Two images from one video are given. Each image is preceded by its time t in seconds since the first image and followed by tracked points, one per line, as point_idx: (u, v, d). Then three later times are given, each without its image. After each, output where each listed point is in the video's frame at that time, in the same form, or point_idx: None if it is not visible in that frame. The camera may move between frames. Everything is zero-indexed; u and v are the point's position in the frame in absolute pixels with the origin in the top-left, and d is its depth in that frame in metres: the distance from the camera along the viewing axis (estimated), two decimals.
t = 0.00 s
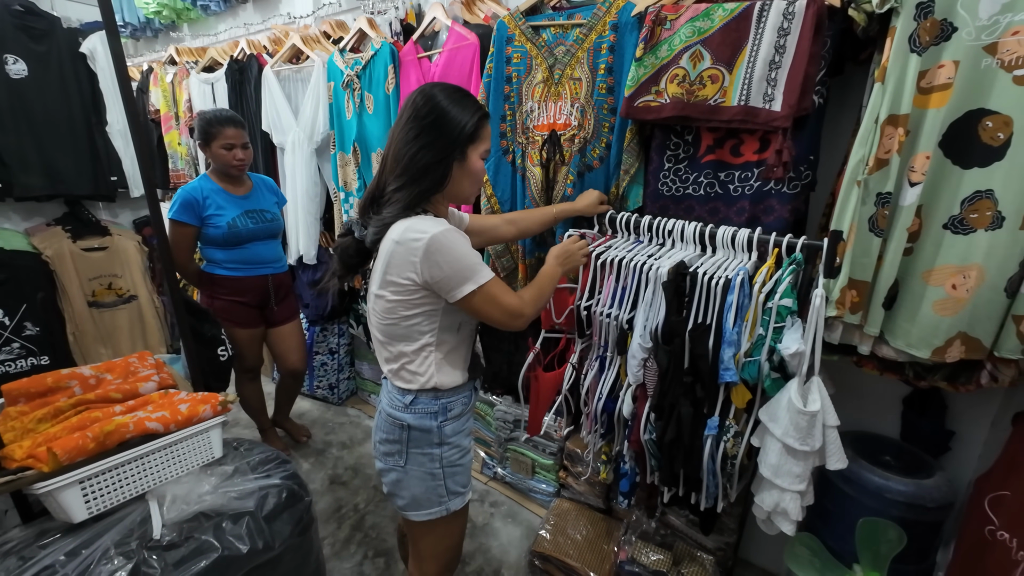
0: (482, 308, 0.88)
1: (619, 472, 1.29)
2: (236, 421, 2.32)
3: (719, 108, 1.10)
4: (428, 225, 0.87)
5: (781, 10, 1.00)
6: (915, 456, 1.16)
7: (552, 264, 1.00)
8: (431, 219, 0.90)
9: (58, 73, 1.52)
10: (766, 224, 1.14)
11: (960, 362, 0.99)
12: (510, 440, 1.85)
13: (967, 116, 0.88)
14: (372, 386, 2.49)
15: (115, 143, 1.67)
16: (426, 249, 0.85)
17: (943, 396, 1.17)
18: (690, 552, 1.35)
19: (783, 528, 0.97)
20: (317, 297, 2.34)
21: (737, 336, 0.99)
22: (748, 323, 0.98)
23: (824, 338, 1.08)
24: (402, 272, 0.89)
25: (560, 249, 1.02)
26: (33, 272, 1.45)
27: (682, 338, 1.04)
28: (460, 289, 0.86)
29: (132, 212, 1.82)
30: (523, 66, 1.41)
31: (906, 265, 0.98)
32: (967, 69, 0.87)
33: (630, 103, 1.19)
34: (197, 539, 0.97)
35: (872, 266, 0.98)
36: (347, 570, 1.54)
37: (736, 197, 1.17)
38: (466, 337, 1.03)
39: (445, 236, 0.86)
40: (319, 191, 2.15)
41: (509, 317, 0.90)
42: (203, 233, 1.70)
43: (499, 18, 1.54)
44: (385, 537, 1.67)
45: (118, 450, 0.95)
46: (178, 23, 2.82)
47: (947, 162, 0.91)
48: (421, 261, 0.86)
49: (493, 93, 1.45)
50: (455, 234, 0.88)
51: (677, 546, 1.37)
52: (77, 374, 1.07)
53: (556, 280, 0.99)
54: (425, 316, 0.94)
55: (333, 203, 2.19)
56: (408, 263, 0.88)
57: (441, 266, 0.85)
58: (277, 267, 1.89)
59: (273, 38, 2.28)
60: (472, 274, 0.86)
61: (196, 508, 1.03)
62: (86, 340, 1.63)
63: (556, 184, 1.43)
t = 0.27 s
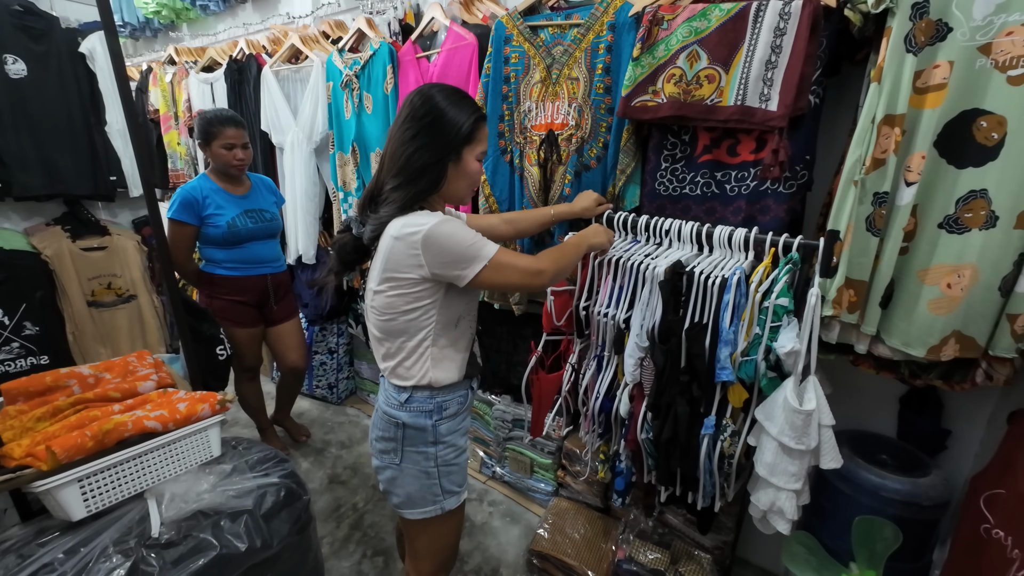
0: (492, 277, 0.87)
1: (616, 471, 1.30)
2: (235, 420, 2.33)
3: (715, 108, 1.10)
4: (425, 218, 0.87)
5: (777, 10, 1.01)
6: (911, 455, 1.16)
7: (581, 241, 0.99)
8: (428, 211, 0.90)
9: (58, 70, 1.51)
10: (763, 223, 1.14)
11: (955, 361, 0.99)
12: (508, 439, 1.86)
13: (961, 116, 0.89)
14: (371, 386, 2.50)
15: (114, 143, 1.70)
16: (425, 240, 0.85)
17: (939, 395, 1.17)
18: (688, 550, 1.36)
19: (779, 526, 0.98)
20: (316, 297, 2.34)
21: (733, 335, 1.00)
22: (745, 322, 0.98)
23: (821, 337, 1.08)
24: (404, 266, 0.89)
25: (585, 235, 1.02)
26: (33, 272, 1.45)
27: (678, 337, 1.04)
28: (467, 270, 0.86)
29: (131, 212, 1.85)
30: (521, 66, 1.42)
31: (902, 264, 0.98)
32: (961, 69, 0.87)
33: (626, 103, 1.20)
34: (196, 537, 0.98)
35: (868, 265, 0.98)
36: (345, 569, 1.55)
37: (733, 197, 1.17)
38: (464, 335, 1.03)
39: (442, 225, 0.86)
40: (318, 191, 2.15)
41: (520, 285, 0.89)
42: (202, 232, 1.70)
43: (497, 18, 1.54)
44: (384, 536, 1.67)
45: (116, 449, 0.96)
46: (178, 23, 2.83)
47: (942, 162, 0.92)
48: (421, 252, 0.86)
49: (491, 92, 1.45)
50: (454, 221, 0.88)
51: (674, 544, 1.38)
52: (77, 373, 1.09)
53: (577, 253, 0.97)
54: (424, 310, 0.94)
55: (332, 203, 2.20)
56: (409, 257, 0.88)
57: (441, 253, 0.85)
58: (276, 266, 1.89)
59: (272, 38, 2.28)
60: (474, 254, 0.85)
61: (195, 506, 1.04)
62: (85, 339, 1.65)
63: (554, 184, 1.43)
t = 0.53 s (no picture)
0: (494, 271, 0.88)
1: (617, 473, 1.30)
2: (235, 420, 2.33)
3: (713, 108, 1.11)
4: (427, 215, 0.88)
5: (774, 10, 1.01)
6: (909, 454, 1.17)
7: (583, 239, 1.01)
8: (429, 209, 0.91)
9: (57, 69, 1.51)
10: (761, 223, 1.15)
11: (953, 361, 0.99)
12: (507, 439, 1.86)
13: (958, 116, 0.89)
14: (371, 386, 2.50)
15: (114, 143, 1.69)
16: (429, 236, 0.86)
17: (936, 394, 1.18)
18: (686, 549, 1.36)
19: (778, 526, 0.98)
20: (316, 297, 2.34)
21: (732, 336, 1.00)
22: (744, 322, 0.99)
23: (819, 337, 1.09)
24: (408, 264, 0.90)
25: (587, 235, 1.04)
26: (32, 272, 1.48)
27: (677, 337, 1.04)
28: (472, 264, 0.87)
29: (131, 211, 1.88)
30: (520, 66, 1.42)
31: (900, 264, 0.98)
32: (958, 69, 0.87)
33: (625, 102, 1.20)
34: (195, 536, 0.98)
35: (866, 265, 0.99)
36: (345, 568, 1.55)
37: (731, 197, 1.18)
38: (464, 333, 1.04)
39: (445, 220, 0.87)
40: (318, 191, 2.15)
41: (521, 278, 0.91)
42: (200, 232, 1.70)
43: (495, 18, 1.55)
44: (383, 535, 1.68)
45: (115, 448, 0.96)
46: (177, 23, 2.83)
47: (940, 162, 0.92)
48: (425, 249, 0.87)
49: (490, 92, 1.45)
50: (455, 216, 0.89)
51: (673, 544, 1.38)
52: (76, 372, 1.09)
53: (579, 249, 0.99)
54: (427, 307, 0.94)
55: (331, 203, 2.20)
56: (413, 255, 0.89)
57: (446, 248, 0.86)
58: (274, 266, 1.90)
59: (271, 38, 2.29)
60: (478, 247, 0.86)
61: (194, 506, 1.04)
62: (84, 339, 1.66)
63: (553, 184, 1.43)
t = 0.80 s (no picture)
0: (491, 271, 0.89)
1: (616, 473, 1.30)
2: (235, 420, 2.33)
3: (713, 109, 1.11)
4: (423, 218, 0.89)
5: (774, 11, 1.01)
6: (908, 454, 1.17)
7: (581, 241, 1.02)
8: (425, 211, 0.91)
9: (57, 73, 1.51)
10: (760, 224, 1.15)
11: (952, 362, 1.00)
12: (507, 439, 1.86)
13: (957, 117, 0.89)
14: (371, 386, 2.50)
15: (114, 144, 1.70)
16: (426, 238, 0.86)
17: (935, 394, 1.18)
18: (686, 549, 1.36)
19: (778, 527, 0.98)
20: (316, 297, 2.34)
21: (732, 336, 1.00)
22: (743, 323, 0.99)
23: (819, 337, 1.09)
24: (405, 267, 0.90)
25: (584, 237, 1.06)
26: (32, 271, 1.47)
27: (678, 338, 1.05)
28: (470, 265, 0.88)
29: (131, 212, 1.87)
30: (520, 67, 1.42)
31: (899, 265, 0.99)
32: (957, 70, 0.88)
33: (625, 103, 1.20)
34: (196, 536, 0.98)
35: (865, 265, 0.99)
36: (345, 568, 1.55)
37: (730, 197, 1.18)
38: (464, 331, 1.04)
39: (442, 222, 0.88)
40: (318, 191, 2.15)
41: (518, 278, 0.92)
42: (197, 233, 1.70)
43: (495, 18, 1.55)
44: (384, 535, 1.68)
45: (116, 448, 0.96)
46: (177, 23, 2.83)
47: (939, 163, 0.92)
48: (422, 250, 0.87)
49: (490, 93, 1.45)
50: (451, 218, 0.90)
51: (673, 543, 1.38)
52: (77, 372, 1.09)
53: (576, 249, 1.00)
54: (426, 307, 0.95)
55: (331, 203, 2.20)
56: (410, 257, 0.89)
57: (443, 249, 0.86)
58: (273, 267, 1.90)
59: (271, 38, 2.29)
60: (475, 247, 0.87)
61: (194, 506, 1.04)
62: (85, 338, 1.66)
63: (553, 184, 1.43)
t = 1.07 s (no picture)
0: (483, 272, 0.87)
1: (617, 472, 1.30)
2: (235, 420, 2.33)
3: (713, 109, 1.11)
4: (415, 218, 0.89)
5: (774, 12, 1.01)
6: (908, 453, 1.17)
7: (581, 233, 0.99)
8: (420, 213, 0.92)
9: (57, 74, 1.53)
10: (760, 223, 1.15)
11: (951, 361, 1.00)
12: (508, 439, 1.86)
13: (957, 117, 0.90)
14: (371, 386, 2.50)
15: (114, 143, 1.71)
16: (415, 236, 0.86)
17: (935, 394, 1.18)
18: (686, 549, 1.36)
19: (779, 525, 0.99)
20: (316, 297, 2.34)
21: (733, 336, 1.01)
22: (744, 322, 0.99)
23: (819, 337, 1.09)
24: (397, 266, 0.90)
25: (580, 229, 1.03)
26: (32, 271, 1.45)
27: (679, 337, 1.05)
28: (458, 265, 0.86)
29: (131, 212, 1.83)
30: (520, 66, 1.42)
31: (899, 264, 0.99)
32: (956, 70, 0.88)
33: (625, 103, 1.20)
34: (197, 535, 0.98)
35: (865, 265, 0.99)
36: (346, 568, 1.55)
37: (731, 197, 1.18)
38: (461, 329, 1.04)
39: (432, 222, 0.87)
40: (318, 191, 2.16)
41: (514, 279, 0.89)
42: (197, 233, 1.70)
43: (495, 19, 1.55)
44: (385, 535, 1.68)
45: (118, 447, 0.96)
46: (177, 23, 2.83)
47: (938, 162, 0.93)
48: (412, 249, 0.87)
49: (491, 92, 1.45)
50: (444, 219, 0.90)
51: (673, 543, 1.39)
52: (78, 372, 1.09)
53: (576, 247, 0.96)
54: (421, 307, 0.94)
55: (332, 203, 2.21)
56: (401, 256, 0.89)
57: (431, 248, 0.86)
58: (274, 267, 1.90)
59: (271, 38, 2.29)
60: (464, 247, 0.85)
61: (196, 505, 1.04)
62: (85, 339, 1.62)
63: (553, 184, 1.43)
